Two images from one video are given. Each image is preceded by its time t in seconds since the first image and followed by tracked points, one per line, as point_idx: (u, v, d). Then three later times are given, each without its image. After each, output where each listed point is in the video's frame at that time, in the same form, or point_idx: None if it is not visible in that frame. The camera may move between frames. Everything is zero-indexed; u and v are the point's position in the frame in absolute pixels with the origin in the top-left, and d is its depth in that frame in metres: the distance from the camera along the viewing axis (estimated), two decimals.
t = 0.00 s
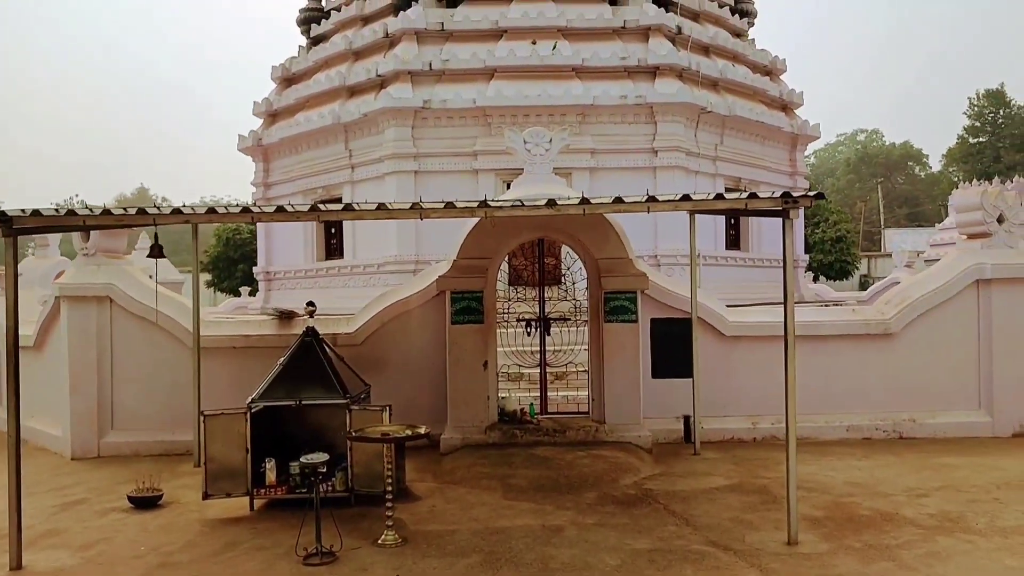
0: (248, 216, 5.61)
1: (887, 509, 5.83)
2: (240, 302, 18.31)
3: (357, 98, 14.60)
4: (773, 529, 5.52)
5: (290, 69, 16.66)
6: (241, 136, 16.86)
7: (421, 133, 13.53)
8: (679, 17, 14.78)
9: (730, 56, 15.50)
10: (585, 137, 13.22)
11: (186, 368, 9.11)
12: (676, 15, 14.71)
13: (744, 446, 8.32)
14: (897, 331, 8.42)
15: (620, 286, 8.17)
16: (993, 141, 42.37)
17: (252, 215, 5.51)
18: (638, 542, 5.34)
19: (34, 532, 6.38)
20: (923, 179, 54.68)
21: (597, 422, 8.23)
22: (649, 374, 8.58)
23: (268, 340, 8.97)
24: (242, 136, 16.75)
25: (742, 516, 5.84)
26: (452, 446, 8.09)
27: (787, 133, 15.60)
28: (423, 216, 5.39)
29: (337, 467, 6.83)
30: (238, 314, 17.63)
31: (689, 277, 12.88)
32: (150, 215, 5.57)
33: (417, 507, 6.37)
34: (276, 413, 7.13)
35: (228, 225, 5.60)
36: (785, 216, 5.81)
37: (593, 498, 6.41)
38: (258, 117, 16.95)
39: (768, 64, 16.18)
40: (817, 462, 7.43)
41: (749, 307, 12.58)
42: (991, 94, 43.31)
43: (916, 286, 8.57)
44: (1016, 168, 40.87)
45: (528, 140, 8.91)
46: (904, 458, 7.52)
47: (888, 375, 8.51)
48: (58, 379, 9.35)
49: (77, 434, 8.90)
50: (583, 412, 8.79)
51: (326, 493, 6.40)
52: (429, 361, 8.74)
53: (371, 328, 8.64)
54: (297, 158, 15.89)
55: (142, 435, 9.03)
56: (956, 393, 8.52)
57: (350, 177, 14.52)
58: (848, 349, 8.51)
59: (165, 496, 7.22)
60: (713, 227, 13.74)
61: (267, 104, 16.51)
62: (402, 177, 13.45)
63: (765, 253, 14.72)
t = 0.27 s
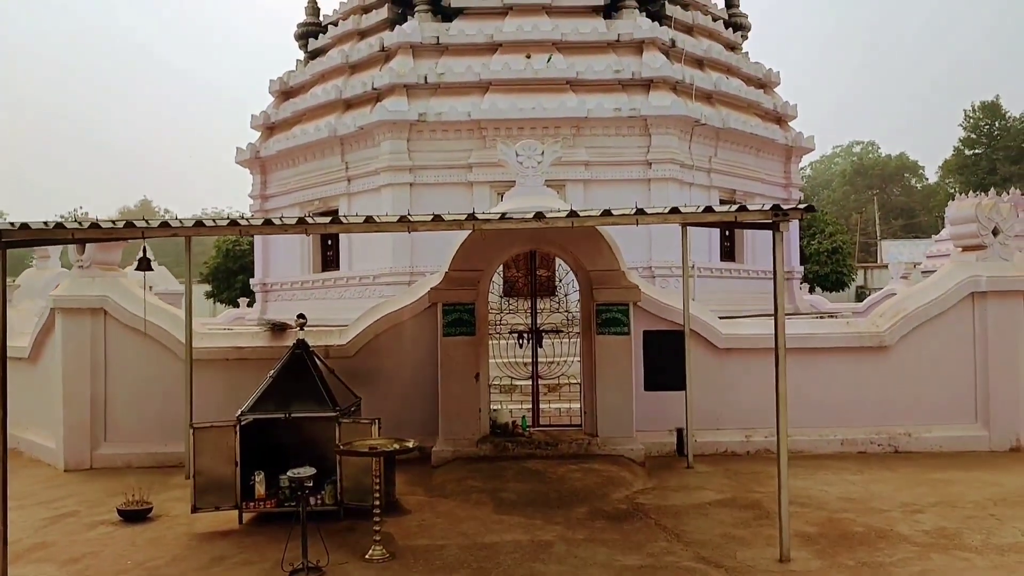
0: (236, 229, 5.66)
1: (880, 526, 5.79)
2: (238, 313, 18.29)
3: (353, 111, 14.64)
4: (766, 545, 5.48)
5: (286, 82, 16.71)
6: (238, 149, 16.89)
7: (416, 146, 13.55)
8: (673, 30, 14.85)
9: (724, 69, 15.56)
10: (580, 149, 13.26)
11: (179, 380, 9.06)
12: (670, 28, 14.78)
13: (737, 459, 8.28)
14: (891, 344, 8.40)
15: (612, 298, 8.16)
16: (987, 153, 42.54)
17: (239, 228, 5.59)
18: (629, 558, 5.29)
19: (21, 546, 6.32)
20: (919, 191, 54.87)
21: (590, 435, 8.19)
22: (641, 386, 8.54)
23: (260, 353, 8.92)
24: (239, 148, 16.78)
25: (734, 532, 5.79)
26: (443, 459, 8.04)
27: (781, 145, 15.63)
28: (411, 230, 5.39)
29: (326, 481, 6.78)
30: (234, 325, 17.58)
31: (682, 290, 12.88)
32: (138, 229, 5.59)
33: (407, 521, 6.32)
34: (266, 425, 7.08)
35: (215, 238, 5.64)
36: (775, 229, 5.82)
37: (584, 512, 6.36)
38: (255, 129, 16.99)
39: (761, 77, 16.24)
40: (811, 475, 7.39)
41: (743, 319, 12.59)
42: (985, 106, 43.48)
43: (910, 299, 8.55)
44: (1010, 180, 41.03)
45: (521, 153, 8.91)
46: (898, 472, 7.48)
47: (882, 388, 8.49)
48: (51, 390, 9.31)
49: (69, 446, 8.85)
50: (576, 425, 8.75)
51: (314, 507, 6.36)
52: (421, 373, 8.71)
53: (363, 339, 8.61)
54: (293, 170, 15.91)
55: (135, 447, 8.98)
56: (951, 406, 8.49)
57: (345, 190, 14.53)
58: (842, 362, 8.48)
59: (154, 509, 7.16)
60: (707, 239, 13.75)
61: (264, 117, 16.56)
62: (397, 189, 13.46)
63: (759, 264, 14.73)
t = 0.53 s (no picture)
0: (229, 238, 5.76)
1: (877, 536, 5.77)
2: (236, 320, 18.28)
3: (351, 120, 14.67)
4: (761, 556, 5.46)
5: (285, 91, 16.75)
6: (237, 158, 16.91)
7: (413, 154, 13.57)
8: (669, 40, 14.91)
9: (720, 78, 15.60)
10: (576, 158, 13.28)
11: (175, 388, 9.03)
12: (666, 38, 14.84)
13: (733, 468, 8.25)
14: (887, 352, 8.39)
15: (607, 306, 8.15)
16: (984, 161, 42.64)
17: (232, 237, 5.72)
18: (622, 568, 5.27)
19: (12, 556, 6.28)
20: (917, 198, 54.97)
21: (584, 444, 8.17)
22: (636, 395, 8.53)
23: (255, 361, 8.90)
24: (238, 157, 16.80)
25: (729, 542, 5.77)
26: (438, 468, 8.02)
27: (777, 153, 15.66)
28: (403, 237, 5.49)
29: (319, 490, 6.76)
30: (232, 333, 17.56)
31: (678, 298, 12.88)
32: (131, 237, 5.68)
33: (400, 531, 6.30)
34: (259, 434, 7.06)
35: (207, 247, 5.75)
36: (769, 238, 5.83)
37: (578, 522, 6.34)
38: (254, 139, 17.02)
39: (758, 85, 16.27)
40: (807, 485, 7.36)
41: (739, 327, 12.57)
42: (981, 114, 43.58)
43: (907, 307, 8.54)
44: (1007, 188, 41.13)
45: (515, 161, 8.93)
46: (895, 481, 7.46)
47: (879, 397, 8.47)
48: (48, 398, 9.29)
49: (64, 454, 8.81)
50: (571, 433, 8.72)
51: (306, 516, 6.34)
52: (416, 381, 8.68)
53: (358, 347, 8.59)
54: (292, 179, 15.92)
55: (130, 455, 8.94)
56: (948, 415, 8.47)
57: (343, 198, 14.54)
58: (838, 370, 8.47)
59: (147, 519, 7.12)
60: (703, 246, 13.75)
61: (263, 126, 16.60)
62: (394, 198, 13.46)
63: (756, 272, 14.73)
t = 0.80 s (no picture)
0: (222, 247, 5.79)
1: (874, 547, 5.75)
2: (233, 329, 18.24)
3: (348, 129, 14.69)
4: (757, 567, 5.43)
5: (282, 101, 16.78)
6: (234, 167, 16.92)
7: (410, 163, 13.58)
8: (665, 50, 14.97)
9: (715, 87, 15.66)
10: (572, 167, 13.31)
11: (170, 397, 8.99)
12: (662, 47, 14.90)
13: (729, 478, 8.23)
14: (883, 361, 8.39)
15: (602, 315, 8.15)
16: (979, 169, 42.82)
17: (227, 246, 5.75)
18: None
19: (4, 567, 6.23)
20: (912, 207, 55.18)
21: (580, 453, 8.15)
22: (633, 403, 8.51)
23: (250, 370, 8.86)
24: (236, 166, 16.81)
25: (725, 553, 5.75)
26: (433, 477, 7.99)
27: (772, 161, 15.71)
28: (398, 247, 5.53)
29: (314, 500, 6.73)
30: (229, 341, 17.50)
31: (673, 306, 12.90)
32: (125, 247, 5.71)
33: (394, 541, 6.26)
34: (254, 444, 7.02)
35: (200, 257, 5.79)
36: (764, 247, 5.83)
37: (574, 532, 6.31)
38: (251, 148, 17.04)
39: (753, 95, 16.34)
40: (803, 494, 7.35)
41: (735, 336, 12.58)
42: (976, 123, 43.75)
43: (902, 316, 8.55)
44: (1002, 196, 41.32)
45: (511, 170, 8.94)
46: (891, 491, 7.45)
47: (875, 405, 8.47)
48: (43, 408, 9.24)
49: (59, 464, 8.76)
50: (567, 442, 8.70)
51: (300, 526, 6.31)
52: (412, 390, 8.67)
53: (353, 356, 8.57)
54: (289, 188, 15.92)
55: (125, 465, 8.89)
56: (945, 424, 8.47)
57: (340, 207, 14.54)
58: (834, 379, 8.47)
59: (140, 529, 7.07)
60: (699, 254, 13.76)
61: (261, 135, 16.61)
62: (390, 206, 13.46)
63: (751, 280, 14.75)
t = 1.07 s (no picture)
0: (219, 260, 5.83)
1: (872, 561, 5.74)
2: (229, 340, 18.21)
3: (345, 141, 14.72)
4: None
5: (280, 113, 16.82)
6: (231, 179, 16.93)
7: (407, 176, 13.60)
8: (661, 63, 15.06)
9: (711, 100, 15.75)
10: (568, 179, 13.36)
11: (165, 410, 8.96)
12: (658, 61, 15.00)
13: (727, 491, 8.22)
14: (880, 373, 8.40)
15: (599, 327, 8.16)
16: (971, 182, 43.10)
17: (223, 259, 5.77)
18: None
19: None
20: (906, 219, 55.45)
21: (578, 466, 8.13)
22: (630, 416, 8.51)
23: (246, 382, 8.83)
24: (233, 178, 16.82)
25: (723, 567, 5.73)
26: (430, 491, 7.96)
27: (767, 174, 15.78)
28: (395, 260, 5.58)
29: (310, 515, 6.70)
30: (225, 353, 17.45)
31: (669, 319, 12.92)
32: (121, 260, 5.74)
33: (391, 556, 6.23)
34: (250, 458, 7.01)
35: (195, 270, 5.81)
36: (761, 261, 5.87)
37: (571, 547, 6.29)
38: (248, 159, 17.06)
39: (748, 108, 16.44)
40: (801, 508, 7.33)
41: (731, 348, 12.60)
42: (968, 136, 44.06)
43: (898, 328, 8.56)
44: (994, 209, 41.58)
45: (508, 183, 8.98)
46: (889, 504, 7.44)
47: (872, 418, 8.47)
48: (37, 421, 9.19)
49: (53, 477, 8.71)
50: (564, 455, 8.68)
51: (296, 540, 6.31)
52: (408, 403, 8.65)
53: (350, 369, 8.55)
54: (286, 200, 15.94)
55: (119, 478, 8.84)
56: (941, 437, 8.47)
57: (337, 219, 14.56)
58: (831, 391, 8.47)
59: (135, 544, 7.03)
60: (695, 267, 13.79)
61: (258, 147, 16.64)
62: (387, 218, 13.48)
63: (747, 293, 14.78)
